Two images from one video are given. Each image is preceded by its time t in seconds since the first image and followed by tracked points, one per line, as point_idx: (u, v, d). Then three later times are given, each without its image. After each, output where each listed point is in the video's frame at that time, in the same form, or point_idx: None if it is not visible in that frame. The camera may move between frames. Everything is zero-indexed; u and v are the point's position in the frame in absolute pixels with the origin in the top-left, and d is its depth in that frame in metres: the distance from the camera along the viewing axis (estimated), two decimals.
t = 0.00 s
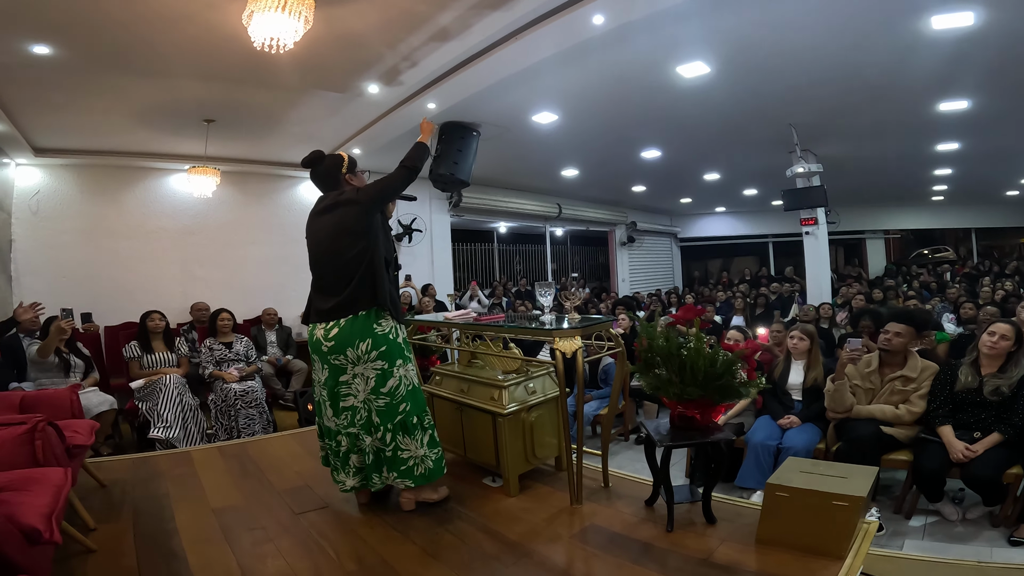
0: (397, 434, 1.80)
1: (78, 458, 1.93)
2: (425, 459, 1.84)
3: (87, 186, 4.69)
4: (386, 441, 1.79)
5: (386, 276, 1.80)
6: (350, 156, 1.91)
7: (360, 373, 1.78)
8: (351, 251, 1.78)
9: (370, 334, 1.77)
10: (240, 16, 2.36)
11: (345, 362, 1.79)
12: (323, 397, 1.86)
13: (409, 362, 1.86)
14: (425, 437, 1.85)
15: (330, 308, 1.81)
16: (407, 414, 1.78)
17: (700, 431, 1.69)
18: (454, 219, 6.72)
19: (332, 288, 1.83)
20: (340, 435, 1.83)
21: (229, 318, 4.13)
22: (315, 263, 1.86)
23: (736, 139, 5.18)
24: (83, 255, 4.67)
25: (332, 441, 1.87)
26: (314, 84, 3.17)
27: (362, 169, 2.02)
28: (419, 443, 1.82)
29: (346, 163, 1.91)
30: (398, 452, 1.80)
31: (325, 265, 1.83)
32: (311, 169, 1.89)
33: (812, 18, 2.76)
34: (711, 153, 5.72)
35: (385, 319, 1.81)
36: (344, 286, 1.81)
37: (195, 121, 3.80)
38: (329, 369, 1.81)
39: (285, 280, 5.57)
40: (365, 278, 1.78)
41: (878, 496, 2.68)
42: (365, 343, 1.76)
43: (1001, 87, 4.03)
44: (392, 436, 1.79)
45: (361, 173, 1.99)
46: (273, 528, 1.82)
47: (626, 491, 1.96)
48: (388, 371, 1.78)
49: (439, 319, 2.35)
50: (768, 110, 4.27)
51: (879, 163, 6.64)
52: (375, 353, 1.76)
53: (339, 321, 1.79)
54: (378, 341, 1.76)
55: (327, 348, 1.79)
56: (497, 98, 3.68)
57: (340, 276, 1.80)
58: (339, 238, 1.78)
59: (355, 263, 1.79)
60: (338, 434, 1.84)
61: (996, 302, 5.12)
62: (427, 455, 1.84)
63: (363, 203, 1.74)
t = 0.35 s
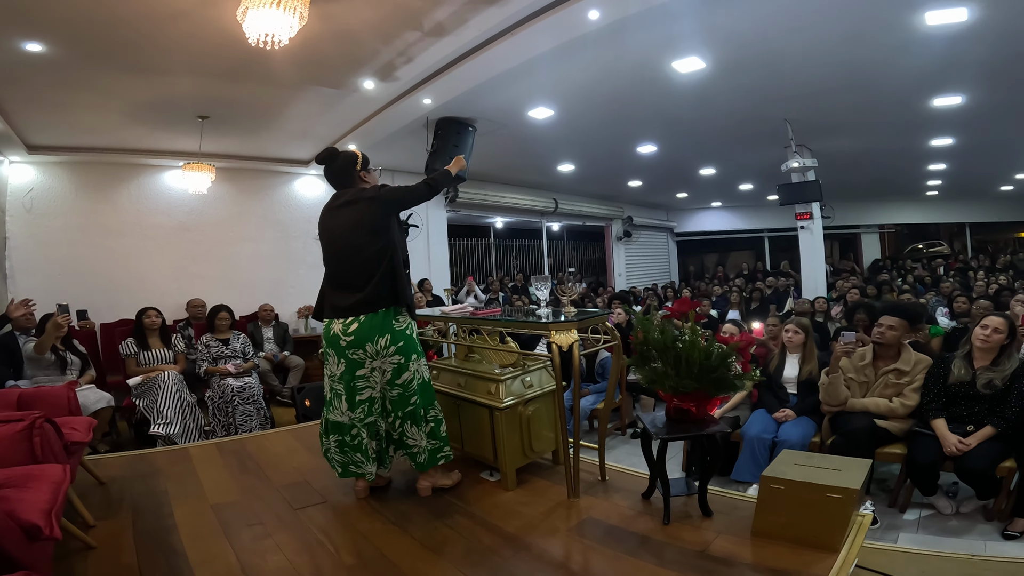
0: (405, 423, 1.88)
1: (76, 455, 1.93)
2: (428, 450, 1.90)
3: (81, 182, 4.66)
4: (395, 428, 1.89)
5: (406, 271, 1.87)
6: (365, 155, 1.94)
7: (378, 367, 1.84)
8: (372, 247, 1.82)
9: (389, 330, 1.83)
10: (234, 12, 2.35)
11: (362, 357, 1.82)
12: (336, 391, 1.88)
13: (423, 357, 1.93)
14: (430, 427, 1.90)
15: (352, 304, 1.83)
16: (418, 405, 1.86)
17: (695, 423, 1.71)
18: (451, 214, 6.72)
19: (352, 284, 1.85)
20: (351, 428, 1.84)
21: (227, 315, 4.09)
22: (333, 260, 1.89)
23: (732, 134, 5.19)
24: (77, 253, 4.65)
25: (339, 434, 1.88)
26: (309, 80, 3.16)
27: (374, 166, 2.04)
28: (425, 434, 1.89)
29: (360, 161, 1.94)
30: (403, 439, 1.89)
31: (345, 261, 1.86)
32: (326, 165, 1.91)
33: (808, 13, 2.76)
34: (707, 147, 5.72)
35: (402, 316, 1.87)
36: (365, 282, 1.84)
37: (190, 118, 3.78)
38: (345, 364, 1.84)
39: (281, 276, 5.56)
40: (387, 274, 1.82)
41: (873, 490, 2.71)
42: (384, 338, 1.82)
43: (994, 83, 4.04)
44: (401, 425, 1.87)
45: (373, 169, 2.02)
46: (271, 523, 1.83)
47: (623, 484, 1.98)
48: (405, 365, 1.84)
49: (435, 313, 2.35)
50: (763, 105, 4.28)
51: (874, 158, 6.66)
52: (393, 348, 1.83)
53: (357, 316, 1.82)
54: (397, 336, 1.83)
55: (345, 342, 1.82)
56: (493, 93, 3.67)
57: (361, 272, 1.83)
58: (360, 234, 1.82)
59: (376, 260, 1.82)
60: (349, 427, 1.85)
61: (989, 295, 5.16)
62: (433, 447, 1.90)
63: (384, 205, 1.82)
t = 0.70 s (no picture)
0: (426, 415, 1.91)
1: (70, 452, 1.92)
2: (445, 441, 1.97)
3: (69, 177, 4.60)
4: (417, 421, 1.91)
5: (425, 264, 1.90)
6: (383, 147, 1.93)
7: (401, 359, 1.85)
8: (394, 239, 1.83)
9: (411, 322, 1.86)
10: (223, 4, 2.32)
11: (385, 349, 1.83)
12: (356, 384, 1.86)
13: (437, 348, 1.99)
14: (446, 418, 1.99)
15: (374, 295, 1.83)
16: (438, 397, 1.92)
17: (689, 414, 1.72)
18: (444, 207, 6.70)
19: (373, 275, 1.85)
20: (373, 422, 1.84)
21: (221, 311, 4.05)
22: (351, 251, 1.88)
23: (724, 127, 5.19)
24: (66, 248, 4.60)
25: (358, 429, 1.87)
26: (300, 73, 3.12)
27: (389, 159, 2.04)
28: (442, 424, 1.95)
29: (378, 153, 1.94)
30: (423, 432, 1.91)
31: (365, 253, 1.85)
32: (345, 155, 1.90)
33: (800, 7, 2.75)
34: (700, 140, 5.73)
35: (422, 308, 1.91)
36: (387, 274, 1.84)
37: (179, 113, 3.73)
38: (367, 357, 1.84)
39: (274, 271, 5.53)
40: (409, 266, 1.84)
41: (864, 481, 2.74)
42: (408, 330, 1.85)
43: (984, 77, 4.07)
44: (422, 417, 1.91)
45: (389, 163, 2.02)
46: (268, 518, 1.83)
47: (618, 475, 2.00)
48: (426, 355, 1.90)
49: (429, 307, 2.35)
50: (756, 97, 4.28)
51: (865, 151, 6.69)
52: (416, 339, 1.87)
53: (379, 308, 1.82)
54: (419, 328, 1.88)
55: (368, 334, 1.82)
56: (486, 86, 3.65)
57: (384, 263, 1.83)
58: (383, 225, 1.82)
59: (398, 252, 1.84)
60: (372, 421, 1.84)
61: (977, 286, 5.22)
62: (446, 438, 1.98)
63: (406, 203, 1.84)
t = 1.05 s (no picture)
0: (444, 411, 1.90)
1: (68, 448, 1.91)
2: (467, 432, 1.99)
3: (64, 173, 4.57)
4: (439, 419, 1.87)
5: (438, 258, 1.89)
6: (397, 139, 1.92)
7: (414, 353, 1.83)
8: (408, 232, 1.81)
9: (422, 314, 1.84)
10: None
11: (397, 342, 1.82)
12: (372, 377, 1.89)
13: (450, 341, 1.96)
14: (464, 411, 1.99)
15: (387, 286, 1.82)
16: (454, 390, 1.90)
17: (687, 407, 1.72)
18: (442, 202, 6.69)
19: (386, 267, 1.84)
20: (390, 416, 1.86)
21: (218, 305, 4.09)
22: (365, 243, 1.86)
23: (722, 121, 5.18)
24: (63, 245, 4.58)
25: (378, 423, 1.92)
26: (295, 68, 3.10)
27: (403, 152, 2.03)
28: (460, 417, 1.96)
29: (392, 145, 1.93)
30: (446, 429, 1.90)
31: (379, 244, 1.84)
32: (359, 146, 1.88)
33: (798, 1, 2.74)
34: (697, 135, 5.72)
35: (434, 300, 1.89)
36: (400, 266, 1.83)
37: (174, 108, 3.71)
38: (379, 349, 1.85)
39: (271, 266, 5.51)
40: (422, 259, 1.83)
41: (861, 475, 2.76)
42: (420, 323, 1.82)
43: (981, 72, 4.06)
44: (442, 413, 1.88)
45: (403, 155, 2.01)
46: (267, 514, 1.83)
47: (616, 469, 2.00)
48: (438, 349, 1.87)
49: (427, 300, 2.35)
50: (754, 92, 4.27)
51: (863, 146, 6.69)
52: (427, 332, 1.84)
53: (391, 300, 1.81)
54: (431, 320, 1.85)
55: (380, 327, 1.82)
56: (483, 81, 3.63)
57: (398, 255, 1.82)
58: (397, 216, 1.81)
59: (411, 244, 1.83)
60: (389, 415, 1.87)
61: (974, 281, 5.23)
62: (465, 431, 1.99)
63: (421, 196, 1.83)
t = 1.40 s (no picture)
0: (437, 407, 1.86)
1: (66, 443, 1.91)
2: (460, 430, 1.94)
3: (59, 169, 4.54)
4: (430, 414, 1.82)
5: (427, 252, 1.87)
6: (386, 136, 1.91)
7: (400, 345, 1.83)
8: (396, 227, 1.80)
9: (409, 307, 1.83)
10: None
11: (384, 334, 1.82)
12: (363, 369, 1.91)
13: (440, 335, 1.95)
14: (457, 407, 1.96)
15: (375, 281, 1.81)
16: (444, 385, 1.86)
17: (684, 399, 1.73)
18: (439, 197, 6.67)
19: (373, 262, 1.84)
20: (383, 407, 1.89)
21: (215, 299, 4.03)
22: (354, 238, 1.86)
23: (721, 116, 5.17)
24: (59, 241, 4.55)
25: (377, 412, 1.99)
26: (292, 63, 3.08)
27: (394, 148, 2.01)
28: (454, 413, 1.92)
29: (381, 142, 1.91)
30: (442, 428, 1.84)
31: (367, 239, 1.83)
32: (347, 142, 1.87)
33: None
34: (695, 130, 5.70)
35: (421, 294, 1.88)
36: (388, 260, 1.82)
37: (170, 104, 3.68)
38: (367, 341, 1.86)
39: (269, 261, 5.49)
40: (409, 253, 1.81)
41: (858, 469, 2.77)
42: (406, 315, 1.82)
43: (978, 67, 4.06)
44: (434, 409, 1.84)
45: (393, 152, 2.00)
46: (265, 509, 1.83)
47: (614, 463, 2.01)
48: (426, 342, 1.85)
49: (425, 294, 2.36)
50: (752, 87, 4.25)
51: (860, 141, 6.69)
52: (413, 324, 1.83)
53: (378, 294, 1.80)
54: (417, 313, 1.84)
55: (366, 319, 1.83)
56: (481, 75, 3.61)
57: (384, 250, 1.81)
58: (384, 211, 1.80)
59: (398, 239, 1.81)
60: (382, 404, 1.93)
61: (971, 275, 5.25)
62: (461, 429, 1.94)
63: (408, 191, 1.81)
